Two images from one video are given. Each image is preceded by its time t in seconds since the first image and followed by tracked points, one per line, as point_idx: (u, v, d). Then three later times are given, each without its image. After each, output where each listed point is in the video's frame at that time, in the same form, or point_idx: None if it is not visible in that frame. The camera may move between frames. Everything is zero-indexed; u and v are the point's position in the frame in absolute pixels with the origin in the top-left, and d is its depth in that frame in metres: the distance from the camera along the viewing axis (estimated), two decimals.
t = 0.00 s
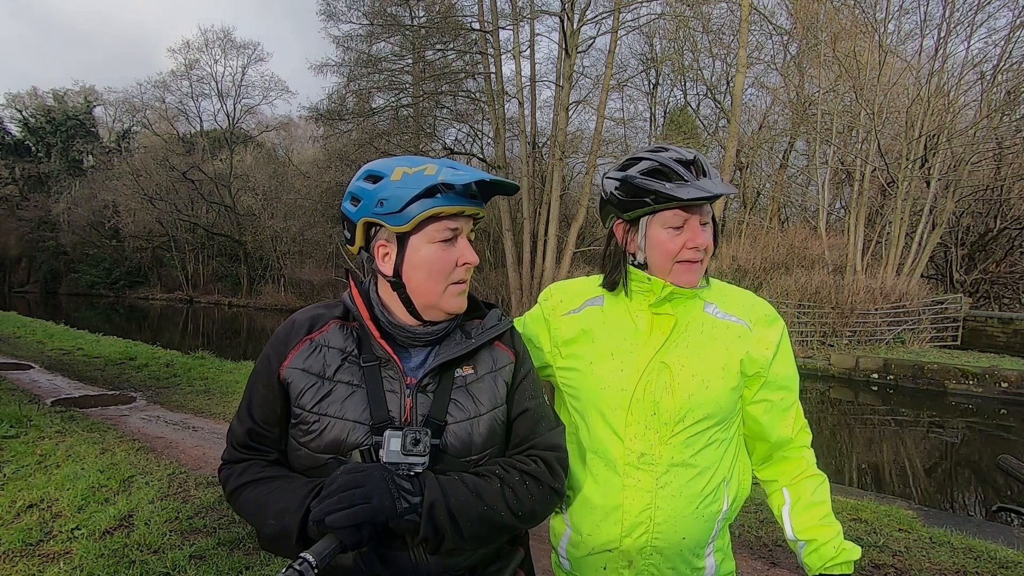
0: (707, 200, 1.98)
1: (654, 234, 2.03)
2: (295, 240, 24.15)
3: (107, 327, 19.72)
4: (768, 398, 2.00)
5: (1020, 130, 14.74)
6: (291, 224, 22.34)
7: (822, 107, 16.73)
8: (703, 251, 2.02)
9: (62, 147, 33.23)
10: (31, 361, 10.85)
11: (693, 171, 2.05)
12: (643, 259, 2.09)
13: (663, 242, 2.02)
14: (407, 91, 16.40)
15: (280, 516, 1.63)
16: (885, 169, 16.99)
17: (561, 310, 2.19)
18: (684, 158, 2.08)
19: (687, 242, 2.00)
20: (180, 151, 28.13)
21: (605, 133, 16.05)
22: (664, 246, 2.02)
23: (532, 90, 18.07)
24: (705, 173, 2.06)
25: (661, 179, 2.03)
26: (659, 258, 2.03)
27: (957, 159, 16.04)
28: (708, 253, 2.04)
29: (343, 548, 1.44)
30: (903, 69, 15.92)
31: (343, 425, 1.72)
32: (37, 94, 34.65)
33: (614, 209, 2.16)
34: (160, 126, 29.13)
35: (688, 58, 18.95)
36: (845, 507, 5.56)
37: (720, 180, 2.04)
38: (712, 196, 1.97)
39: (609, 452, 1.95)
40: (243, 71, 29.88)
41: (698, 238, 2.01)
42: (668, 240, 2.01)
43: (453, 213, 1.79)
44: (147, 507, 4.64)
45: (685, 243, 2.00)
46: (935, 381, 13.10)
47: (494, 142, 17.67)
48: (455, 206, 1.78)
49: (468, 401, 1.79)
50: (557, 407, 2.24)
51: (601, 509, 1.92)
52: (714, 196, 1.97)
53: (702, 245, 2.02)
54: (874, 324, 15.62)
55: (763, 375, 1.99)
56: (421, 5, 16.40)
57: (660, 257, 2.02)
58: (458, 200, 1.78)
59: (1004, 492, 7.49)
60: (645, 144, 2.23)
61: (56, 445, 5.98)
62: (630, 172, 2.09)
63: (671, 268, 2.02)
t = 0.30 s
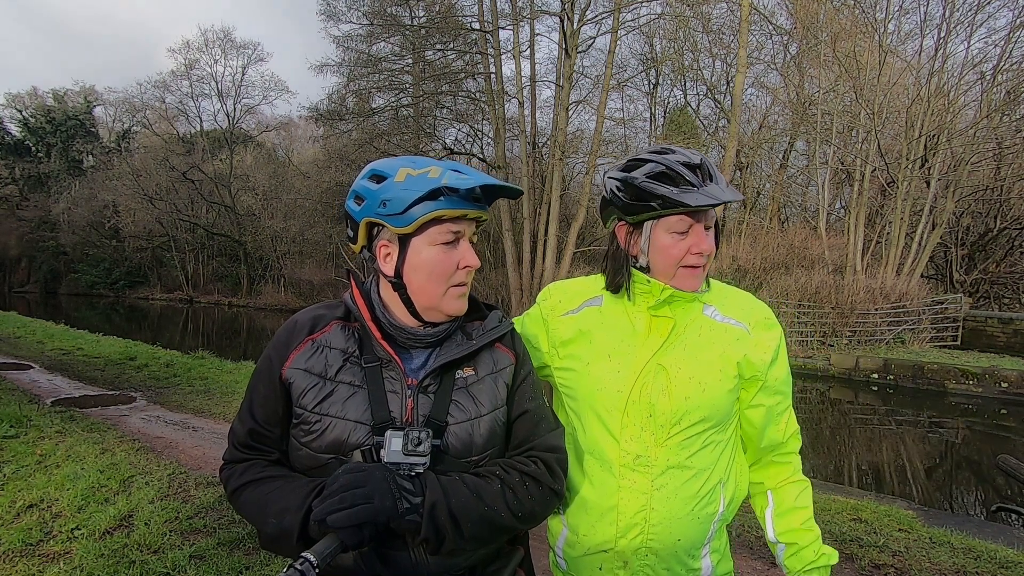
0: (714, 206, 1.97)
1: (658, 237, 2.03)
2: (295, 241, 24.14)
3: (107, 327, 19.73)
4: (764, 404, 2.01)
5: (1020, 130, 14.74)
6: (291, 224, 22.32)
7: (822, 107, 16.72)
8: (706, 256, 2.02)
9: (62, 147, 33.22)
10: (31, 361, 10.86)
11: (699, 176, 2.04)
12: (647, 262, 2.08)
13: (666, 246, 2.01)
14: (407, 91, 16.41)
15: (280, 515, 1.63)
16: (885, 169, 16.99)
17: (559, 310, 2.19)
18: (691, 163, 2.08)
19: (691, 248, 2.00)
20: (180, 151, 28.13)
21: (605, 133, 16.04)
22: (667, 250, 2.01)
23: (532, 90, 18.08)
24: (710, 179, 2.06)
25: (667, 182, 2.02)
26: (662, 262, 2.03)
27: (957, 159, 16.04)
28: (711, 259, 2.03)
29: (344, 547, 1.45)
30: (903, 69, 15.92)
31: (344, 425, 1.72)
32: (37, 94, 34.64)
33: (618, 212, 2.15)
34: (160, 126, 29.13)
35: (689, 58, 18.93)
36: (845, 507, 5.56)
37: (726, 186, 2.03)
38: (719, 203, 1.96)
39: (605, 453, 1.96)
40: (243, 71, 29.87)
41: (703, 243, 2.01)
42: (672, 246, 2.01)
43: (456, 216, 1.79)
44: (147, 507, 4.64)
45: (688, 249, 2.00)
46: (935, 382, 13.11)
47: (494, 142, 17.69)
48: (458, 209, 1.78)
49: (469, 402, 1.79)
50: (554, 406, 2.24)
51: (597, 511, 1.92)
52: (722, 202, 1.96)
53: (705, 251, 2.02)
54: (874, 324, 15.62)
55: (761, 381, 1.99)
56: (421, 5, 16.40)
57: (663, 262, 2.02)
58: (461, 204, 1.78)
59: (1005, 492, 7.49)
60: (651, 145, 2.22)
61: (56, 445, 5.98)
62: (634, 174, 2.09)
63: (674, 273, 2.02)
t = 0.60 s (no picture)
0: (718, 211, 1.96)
1: (660, 240, 2.02)
2: (295, 241, 24.11)
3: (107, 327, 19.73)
4: (767, 400, 2.00)
5: (1020, 130, 14.73)
6: (291, 224, 22.28)
7: (822, 107, 16.73)
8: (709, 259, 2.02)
9: (62, 147, 33.22)
10: (31, 361, 10.86)
11: (702, 179, 2.04)
12: (647, 263, 2.09)
13: (669, 248, 2.01)
14: (407, 91, 16.40)
15: (281, 515, 1.63)
16: (885, 169, 16.99)
17: (559, 310, 2.19)
18: (693, 166, 2.07)
19: (691, 250, 2.00)
20: (180, 151, 28.14)
21: (605, 133, 16.05)
22: (668, 253, 2.01)
23: (532, 90, 18.08)
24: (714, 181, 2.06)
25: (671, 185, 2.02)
26: (662, 263, 2.03)
27: (957, 159, 16.03)
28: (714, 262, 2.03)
29: (344, 547, 1.45)
30: (903, 69, 15.92)
31: (345, 425, 1.72)
32: (37, 94, 34.63)
33: (620, 213, 2.14)
34: (160, 126, 29.11)
35: (689, 58, 18.92)
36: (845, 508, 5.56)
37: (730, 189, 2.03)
38: (723, 208, 1.95)
39: (605, 453, 1.96)
40: (243, 71, 29.85)
41: (703, 246, 2.00)
42: (671, 248, 2.01)
43: (458, 218, 1.79)
44: (147, 507, 4.64)
45: (689, 251, 2.00)
46: (935, 382, 13.10)
47: (494, 142, 17.69)
48: (460, 211, 1.78)
49: (470, 402, 1.79)
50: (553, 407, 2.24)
51: (598, 510, 1.93)
52: (725, 207, 1.95)
53: (706, 254, 2.01)
54: (874, 324, 15.62)
55: (764, 377, 1.98)
56: (421, 5, 16.41)
57: (664, 264, 2.02)
58: (463, 206, 1.78)
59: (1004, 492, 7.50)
60: (654, 145, 2.22)
61: (56, 445, 5.99)
62: (636, 175, 2.09)
63: (674, 275, 2.02)
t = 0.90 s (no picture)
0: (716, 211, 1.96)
1: (659, 240, 2.02)
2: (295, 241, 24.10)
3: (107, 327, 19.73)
4: (769, 400, 2.00)
5: (1019, 130, 14.72)
6: (291, 224, 22.26)
7: (822, 107, 16.73)
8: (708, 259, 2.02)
9: (63, 147, 33.22)
10: (31, 361, 10.86)
11: (701, 180, 2.04)
12: (646, 262, 2.09)
13: (668, 248, 2.01)
14: (407, 91, 16.40)
15: (282, 515, 1.63)
16: (885, 169, 16.99)
17: (561, 310, 2.19)
18: (692, 167, 2.07)
19: (690, 250, 2.00)
20: (180, 151, 28.14)
21: (605, 133, 16.05)
22: (668, 253, 2.01)
23: (532, 90, 18.09)
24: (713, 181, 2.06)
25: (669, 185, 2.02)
26: (661, 263, 2.03)
27: (957, 159, 16.02)
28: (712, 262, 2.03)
29: (344, 547, 1.45)
30: (903, 69, 15.92)
31: (345, 425, 1.72)
32: (37, 94, 34.63)
33: (620, 212, 2.15)
34: (160, 126, 29.10)
35: (689, 58, 18.91)
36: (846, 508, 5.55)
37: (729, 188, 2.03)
38: (721, 208, 1.95)
39: (606, 452, 1.96)
40: (243, 71, 29.83)
41: (702, 246, 2.00)
42: (669, 247, 2.01)
43: (458, 219, 1.79)
44: (147, 507, 4.64)
45: (686, 251, 2.00)
46: (935, 382, 13.09)
47: (494, 142, 17.70)
48: (460, 212, 1.78)
49: (470, 403, 1.79)
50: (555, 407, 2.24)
51: (600, 510, 1.93)
52: (724, 207, 1.95)
53: (705, 254, 2.01)
54: (874, 324, 15.62)
55: (766, 378, 1.98)
56: (421, 5, 16.42)
57: (663, 264, 2.02)
58: (463, 207, 1.78)
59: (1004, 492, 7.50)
60: (654, 145, 2.22)
61: (56, 445, 5.99)
62: (636, 175, 2.08)
63: (672, 275, 2.02)
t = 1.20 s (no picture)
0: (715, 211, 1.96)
1: (658, 239, 2.03)
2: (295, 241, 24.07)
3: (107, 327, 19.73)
4: (768, 399, 2.01)
5: (1020, 130, 14.72)
6: (290, 225, 22.24)
7: (822, 107, 16.74)
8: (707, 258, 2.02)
9: (63, 147, 33.22)
10: (31, 361, 10.86)
11: (701, 181, 2.05)
12: (645, 262, 2.09)
13: (666, 247, 2.01)
14: (407, 91, 16.40)
15: (281, 515, 1.63)
16: (885, 169, 16.99)
17: (562, 310, 2.19)
18: (689, 165, 2.08)
19: (690, 250, 2.00)
20: (180, 151, 28.15)
21: (605, 133, 16.06)
22: (666, 252, 2.02)
23: (532, 90, 18.10)
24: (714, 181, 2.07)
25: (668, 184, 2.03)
26: (660, 264, 2.03)
27: (957, 159, 16.02)
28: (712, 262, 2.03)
29: (345, 547, 1.45)
30: (903, 69, 15.92)
31: (345, 426, 1.72)
32: (37, 94, 34.59)
33: (620, 211, 2.15)
34: (160, 126, 29.09)
35: (689, 58, 18.88)
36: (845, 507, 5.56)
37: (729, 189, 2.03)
38: (720, 208, 1.95)
39: (608, 452, 1.96)
40: (243, 71, 29.81)
41: (701, 247, 2.01)
42: (668, 247, 2.01)
43: (458, 219, 1.79)
44: (147, 507, 4.64)
45: (686, 251, 2.00)
46: (935, 382, 13.09)
47: (494, 142, 17.71)
48: (460, 213, 1.78)
49: (470, 403, 1.79)
50: (554, 407, 2.24)
51: (601, 510, 1.92)
52: (723, 208, 1.95)
53: (704, 254, 2.01)
54: (874, 324, 15.62)
55: (765, 377, 1.99)
56: (421, 5, 16.44)
57: (663, 265, 2.02)
58: (463, 208, 1.78)
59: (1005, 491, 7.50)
60: (655, 145, 2.22)
61: (56, 445, 5.99)
62: (636, 175, 2.09)
63: (672, 275, 2.02)
